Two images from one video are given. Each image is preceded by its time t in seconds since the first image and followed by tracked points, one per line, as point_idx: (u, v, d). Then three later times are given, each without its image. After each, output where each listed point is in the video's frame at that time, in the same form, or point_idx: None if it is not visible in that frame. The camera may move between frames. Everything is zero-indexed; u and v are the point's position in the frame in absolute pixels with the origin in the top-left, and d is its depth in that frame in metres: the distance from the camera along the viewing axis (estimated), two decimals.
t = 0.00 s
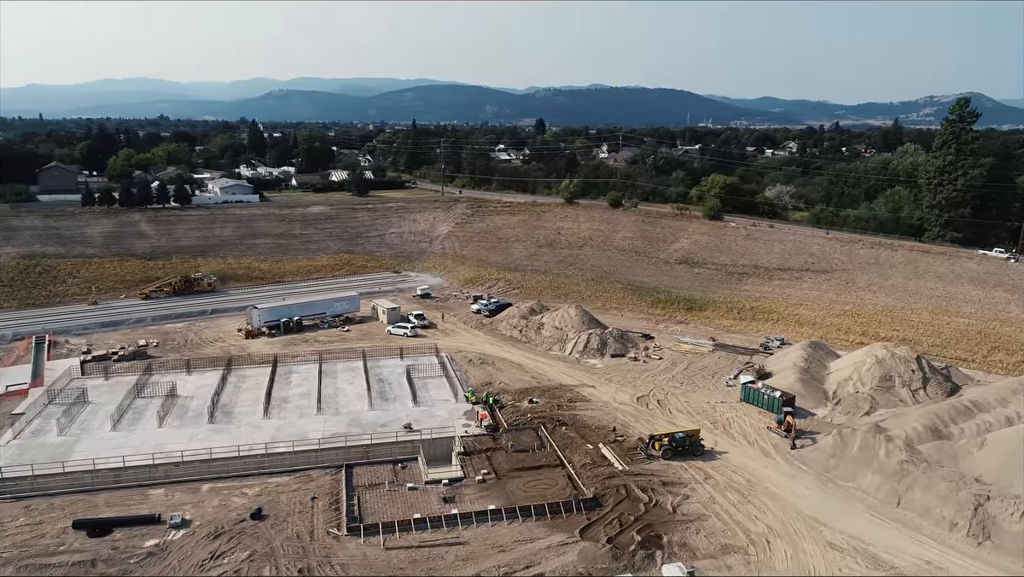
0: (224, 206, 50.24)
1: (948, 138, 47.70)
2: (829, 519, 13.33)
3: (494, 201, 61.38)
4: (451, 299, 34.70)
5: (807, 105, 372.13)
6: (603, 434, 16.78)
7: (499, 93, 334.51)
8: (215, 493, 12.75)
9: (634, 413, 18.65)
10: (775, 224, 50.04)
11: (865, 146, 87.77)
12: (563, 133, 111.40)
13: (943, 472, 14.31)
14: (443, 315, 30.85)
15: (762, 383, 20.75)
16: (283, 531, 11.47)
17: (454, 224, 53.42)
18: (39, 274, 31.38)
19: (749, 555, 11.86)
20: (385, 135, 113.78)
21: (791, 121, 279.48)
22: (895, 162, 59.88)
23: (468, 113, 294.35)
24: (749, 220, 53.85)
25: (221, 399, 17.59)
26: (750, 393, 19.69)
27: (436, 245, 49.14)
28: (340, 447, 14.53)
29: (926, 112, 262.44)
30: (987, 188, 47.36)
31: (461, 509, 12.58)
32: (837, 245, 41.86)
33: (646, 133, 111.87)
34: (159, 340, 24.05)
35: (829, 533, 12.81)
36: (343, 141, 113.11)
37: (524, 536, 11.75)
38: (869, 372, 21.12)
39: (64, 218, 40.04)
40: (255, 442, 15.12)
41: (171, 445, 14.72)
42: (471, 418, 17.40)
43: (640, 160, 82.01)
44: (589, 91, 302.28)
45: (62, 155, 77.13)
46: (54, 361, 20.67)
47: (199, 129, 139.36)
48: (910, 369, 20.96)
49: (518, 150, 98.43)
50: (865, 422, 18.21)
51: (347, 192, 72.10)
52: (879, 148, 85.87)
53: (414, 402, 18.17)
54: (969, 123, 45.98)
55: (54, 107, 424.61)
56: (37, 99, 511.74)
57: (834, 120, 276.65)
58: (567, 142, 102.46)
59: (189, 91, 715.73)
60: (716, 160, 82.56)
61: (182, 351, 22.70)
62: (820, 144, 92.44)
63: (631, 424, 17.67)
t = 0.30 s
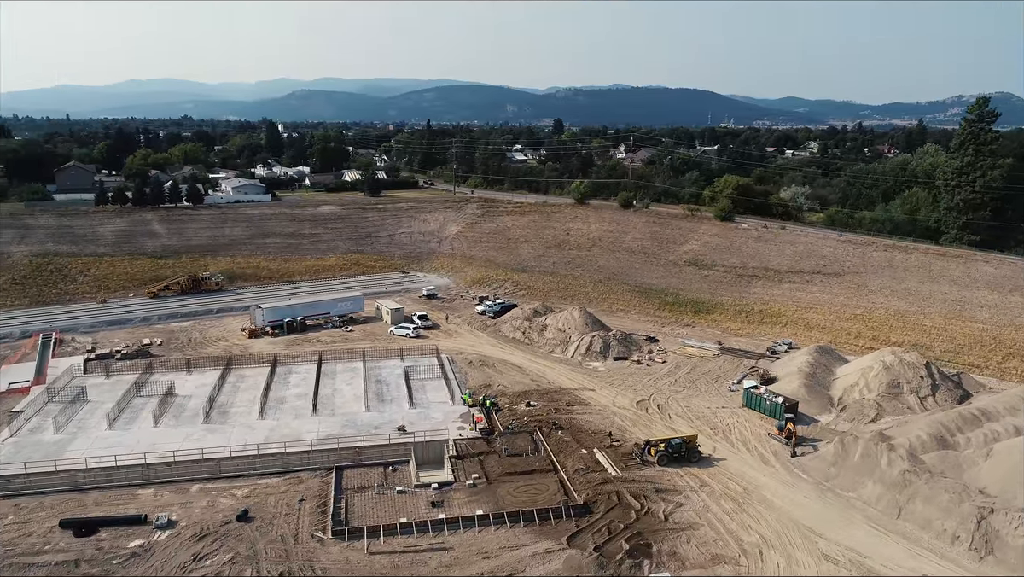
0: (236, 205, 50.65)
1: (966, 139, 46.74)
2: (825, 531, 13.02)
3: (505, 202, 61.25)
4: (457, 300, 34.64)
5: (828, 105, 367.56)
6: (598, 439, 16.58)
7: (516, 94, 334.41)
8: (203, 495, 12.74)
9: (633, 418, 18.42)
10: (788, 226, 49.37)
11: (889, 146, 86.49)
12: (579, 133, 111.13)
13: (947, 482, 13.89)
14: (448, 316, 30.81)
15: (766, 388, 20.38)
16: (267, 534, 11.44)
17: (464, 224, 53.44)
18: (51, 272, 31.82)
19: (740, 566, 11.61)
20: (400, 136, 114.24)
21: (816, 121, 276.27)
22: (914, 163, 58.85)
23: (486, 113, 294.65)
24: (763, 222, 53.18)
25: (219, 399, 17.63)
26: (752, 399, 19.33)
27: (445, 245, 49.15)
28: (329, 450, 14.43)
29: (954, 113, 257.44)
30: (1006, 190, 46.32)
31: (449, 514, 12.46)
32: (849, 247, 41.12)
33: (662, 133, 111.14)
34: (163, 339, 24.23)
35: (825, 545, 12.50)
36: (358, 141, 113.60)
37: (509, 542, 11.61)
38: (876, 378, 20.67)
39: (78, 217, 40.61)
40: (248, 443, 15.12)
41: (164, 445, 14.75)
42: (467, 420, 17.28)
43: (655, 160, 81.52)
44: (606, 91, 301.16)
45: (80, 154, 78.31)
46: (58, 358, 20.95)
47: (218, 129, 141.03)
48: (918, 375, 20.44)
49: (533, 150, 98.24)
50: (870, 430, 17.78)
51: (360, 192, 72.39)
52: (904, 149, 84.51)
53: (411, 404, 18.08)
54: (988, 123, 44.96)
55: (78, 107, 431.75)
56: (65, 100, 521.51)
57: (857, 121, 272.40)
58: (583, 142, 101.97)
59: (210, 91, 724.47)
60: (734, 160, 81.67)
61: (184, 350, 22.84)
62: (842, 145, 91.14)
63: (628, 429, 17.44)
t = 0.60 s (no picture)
0: (248, 205, 51.07)
1: (985, 139, 45.76)
2: (821, 542, 12.70)
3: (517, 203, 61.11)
4: (463, 300, 34.60)
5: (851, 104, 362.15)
6: (594, 444, 16.37)
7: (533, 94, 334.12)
8: (192, 495, 12.76)
9: (631, 423, 18.16)
10: (803, 228, 48.68)
11: (913, 147, 84.99)
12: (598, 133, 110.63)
13: (950, 494, 13.51)
14: (453, 316, 30.75)
15: (769, 393, 20.02)
16: (253, 535, 11.42)
17: (475, 224, 53.41)
18: (63, 270, 32.29)
19: None
20: (416, 135, 114.58)
21: (839, 121, 272.51)
22: (934, 164, 57.76)
23: (506, 113, 295.61)
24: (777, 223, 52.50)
25: (217, 399, 17.71)
26: (755, 405, 18.98)
27: (455, 246, 49.16)
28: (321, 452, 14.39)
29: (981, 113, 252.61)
30: None
31: (436, 518, 12.35)
32: (863, 249, 40.34)
33: (681, 134, 110.29)
34: (167, 337, 24.44)
35: (820, 557, 12.19)
36: (374, 140, 114.12)
37: (495, 549, 11.48)
38: (884, 385, 20.18)
39: (92, 216, 41.21)
40: (241, 443, 15.13)
41: (159, 444, 14.83)
42: (463, 424, 17.18)
43: (671, 161, 80.87)
44: (624, 91, 299.81)
45: (100, 154, 79.53)
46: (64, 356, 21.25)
47: (236, 129, 142.55)
48: (928, 382, 19.90)
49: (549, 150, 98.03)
50: (875, 438, 17.36)
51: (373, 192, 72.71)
52: (928, 149, 82.99)
53: (408, 406, 18.00)
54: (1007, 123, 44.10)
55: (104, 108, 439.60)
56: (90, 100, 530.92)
57: (886, 121, 268.32)
58: (599, 142, 101.46)
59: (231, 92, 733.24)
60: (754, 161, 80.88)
61: (187, 349, 23.02)
62: (866, 146, 89.67)
63: (627, 434, 17.21)
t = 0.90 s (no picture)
0: (261, 204, 51.51)
1: (1007, 140, 44.07)
2: (817, 555, 12.38)
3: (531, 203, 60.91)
4: (470, 301, 34.51)
5: (883, 104, 355.77)
6: (590, 449, 16.17)
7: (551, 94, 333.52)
8: (182, 495, 12.79)
9: (630, 428, 17.91)
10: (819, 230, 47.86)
11: (940, 148, 83.22)
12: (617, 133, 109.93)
13: (955, 507, 13.09)
14: (459, 318, 30.68)
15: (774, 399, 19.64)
16: (239, 537, 11.42)
17: (487, 224, 53.34)
18: (76, 268, 32.80)
19: None
20: (434, 136, 114.85)
21: (865, 121, 268.03)
22: (957, 164, 56.20)
23: (525, 113, 295.53)
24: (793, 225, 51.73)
25: (216, 399, 17.80)
26: (758, 411, 18.61)
27: (465, 246, 49.13)
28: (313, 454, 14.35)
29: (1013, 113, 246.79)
30: None
31: (424, 523, 12.25)
32: (878, 252, 39.52)
33: (701, 134, 109.22)
34: (173, 336, 24.68)
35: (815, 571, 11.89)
36: (391, 140, 114.55)
37: (480, 557, 11.35)
38: (892, 393, 19.67)
39: (107, 215, 41.83)
40: (235, 444, 15.16)
41: (155, 444, 14.93)
42: (459, 426, 17.07)
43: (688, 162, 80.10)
44: (644, 91, 298.08)
45: (121, 154, 80.89)
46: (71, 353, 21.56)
47: (255, 129, 144.12)
48: (939, 390, 19.35)
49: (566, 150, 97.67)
50: (880, 447, 16.92)
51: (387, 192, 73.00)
52: (956, 150, 81.21)
53: (405, 408, 17.93)
54: None
55: (129, 108, 447.03)
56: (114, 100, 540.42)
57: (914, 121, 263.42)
58: (615, 142, 100.89)
59: (253, 92, 741.77)
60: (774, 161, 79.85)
61: (192, 348, 23.22)
62: (891, 146, 88.04)
63: (625, 440, 16.97)
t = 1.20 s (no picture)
0: (273, 204, 51.91)
1: None
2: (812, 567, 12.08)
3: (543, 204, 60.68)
4: (477, 302, 34.41)
5: (909, 104, 349.54)
6: (586, 455, 15.95)
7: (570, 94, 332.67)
8: (171, 496, 12.83)
9: (628, 433, 17.67)
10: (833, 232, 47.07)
11: (967, 148, 81.27)
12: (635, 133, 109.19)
13: (957, 520, 12.69)
14: (463, 318, 30.58)
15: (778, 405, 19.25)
16: (224, 539, 11.41)
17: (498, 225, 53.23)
18: (89, 267, 33.26)
19: None
20: (450, 136, 115.05)
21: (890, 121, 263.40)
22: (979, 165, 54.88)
23: (544, 113, 295.32)
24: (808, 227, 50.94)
25: (214, 398, 17.87)
26: (761, 417, 18.23)
27: (475, 247, 49.06)
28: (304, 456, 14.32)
29: None
30: None
31: (410, 528, 12.14)
32: (893, 255, 38.76)
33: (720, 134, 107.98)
34: (178, 335, 24.88)
35: None
36: (408, 141, 114.94)
37: (464, 563, 11.23)
38: (900, 400, 19.17)
39: (121, 214, 42.41)
40: (229, 444, 15.19)
41: (149, 443, 15.01)
42: (455, 429, 16.94)
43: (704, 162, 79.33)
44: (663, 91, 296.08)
45: (140, 154, 82.05)
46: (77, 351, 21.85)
47: (274, 130, 145.49)
48: (949, 398, 18.79)
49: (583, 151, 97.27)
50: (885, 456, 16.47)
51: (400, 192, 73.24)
52: (983, 151, 79.25)
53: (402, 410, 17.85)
54: None
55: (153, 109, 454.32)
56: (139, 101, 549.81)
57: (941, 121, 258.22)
58: (632, 142, 100.15)
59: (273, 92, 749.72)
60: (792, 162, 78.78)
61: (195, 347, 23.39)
62: (917, 147, 86.21)
63: (622, 445, 16.72)
